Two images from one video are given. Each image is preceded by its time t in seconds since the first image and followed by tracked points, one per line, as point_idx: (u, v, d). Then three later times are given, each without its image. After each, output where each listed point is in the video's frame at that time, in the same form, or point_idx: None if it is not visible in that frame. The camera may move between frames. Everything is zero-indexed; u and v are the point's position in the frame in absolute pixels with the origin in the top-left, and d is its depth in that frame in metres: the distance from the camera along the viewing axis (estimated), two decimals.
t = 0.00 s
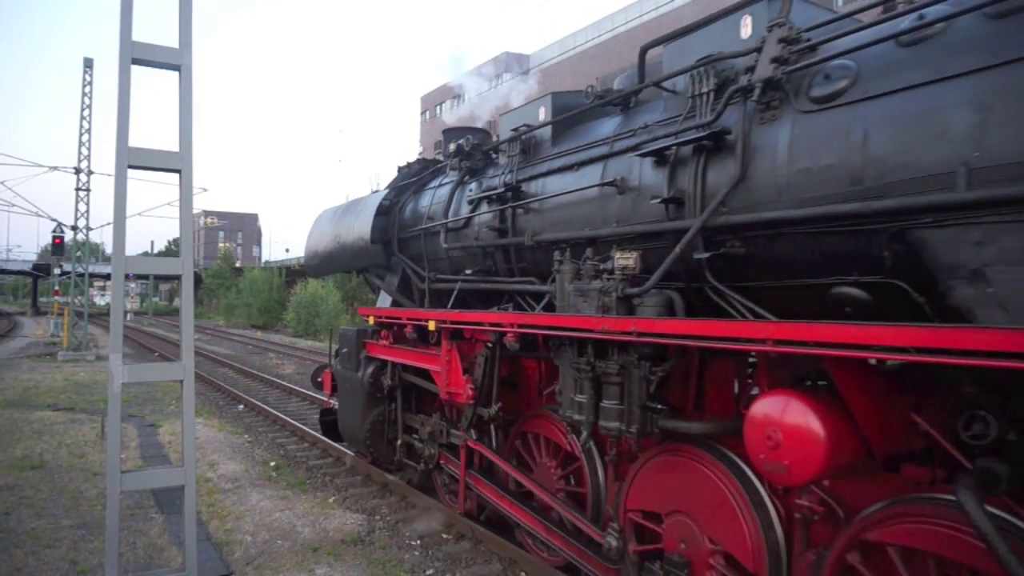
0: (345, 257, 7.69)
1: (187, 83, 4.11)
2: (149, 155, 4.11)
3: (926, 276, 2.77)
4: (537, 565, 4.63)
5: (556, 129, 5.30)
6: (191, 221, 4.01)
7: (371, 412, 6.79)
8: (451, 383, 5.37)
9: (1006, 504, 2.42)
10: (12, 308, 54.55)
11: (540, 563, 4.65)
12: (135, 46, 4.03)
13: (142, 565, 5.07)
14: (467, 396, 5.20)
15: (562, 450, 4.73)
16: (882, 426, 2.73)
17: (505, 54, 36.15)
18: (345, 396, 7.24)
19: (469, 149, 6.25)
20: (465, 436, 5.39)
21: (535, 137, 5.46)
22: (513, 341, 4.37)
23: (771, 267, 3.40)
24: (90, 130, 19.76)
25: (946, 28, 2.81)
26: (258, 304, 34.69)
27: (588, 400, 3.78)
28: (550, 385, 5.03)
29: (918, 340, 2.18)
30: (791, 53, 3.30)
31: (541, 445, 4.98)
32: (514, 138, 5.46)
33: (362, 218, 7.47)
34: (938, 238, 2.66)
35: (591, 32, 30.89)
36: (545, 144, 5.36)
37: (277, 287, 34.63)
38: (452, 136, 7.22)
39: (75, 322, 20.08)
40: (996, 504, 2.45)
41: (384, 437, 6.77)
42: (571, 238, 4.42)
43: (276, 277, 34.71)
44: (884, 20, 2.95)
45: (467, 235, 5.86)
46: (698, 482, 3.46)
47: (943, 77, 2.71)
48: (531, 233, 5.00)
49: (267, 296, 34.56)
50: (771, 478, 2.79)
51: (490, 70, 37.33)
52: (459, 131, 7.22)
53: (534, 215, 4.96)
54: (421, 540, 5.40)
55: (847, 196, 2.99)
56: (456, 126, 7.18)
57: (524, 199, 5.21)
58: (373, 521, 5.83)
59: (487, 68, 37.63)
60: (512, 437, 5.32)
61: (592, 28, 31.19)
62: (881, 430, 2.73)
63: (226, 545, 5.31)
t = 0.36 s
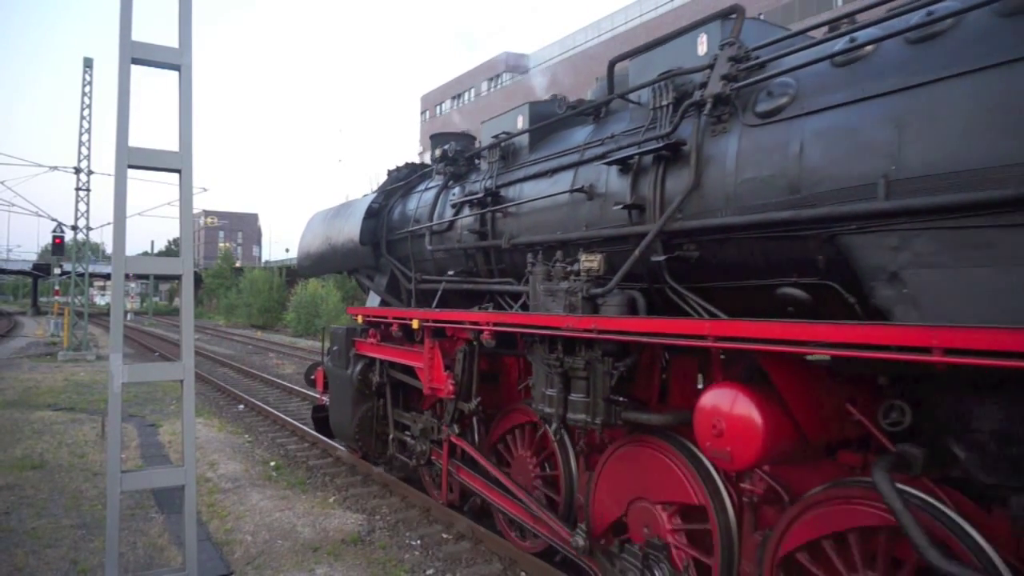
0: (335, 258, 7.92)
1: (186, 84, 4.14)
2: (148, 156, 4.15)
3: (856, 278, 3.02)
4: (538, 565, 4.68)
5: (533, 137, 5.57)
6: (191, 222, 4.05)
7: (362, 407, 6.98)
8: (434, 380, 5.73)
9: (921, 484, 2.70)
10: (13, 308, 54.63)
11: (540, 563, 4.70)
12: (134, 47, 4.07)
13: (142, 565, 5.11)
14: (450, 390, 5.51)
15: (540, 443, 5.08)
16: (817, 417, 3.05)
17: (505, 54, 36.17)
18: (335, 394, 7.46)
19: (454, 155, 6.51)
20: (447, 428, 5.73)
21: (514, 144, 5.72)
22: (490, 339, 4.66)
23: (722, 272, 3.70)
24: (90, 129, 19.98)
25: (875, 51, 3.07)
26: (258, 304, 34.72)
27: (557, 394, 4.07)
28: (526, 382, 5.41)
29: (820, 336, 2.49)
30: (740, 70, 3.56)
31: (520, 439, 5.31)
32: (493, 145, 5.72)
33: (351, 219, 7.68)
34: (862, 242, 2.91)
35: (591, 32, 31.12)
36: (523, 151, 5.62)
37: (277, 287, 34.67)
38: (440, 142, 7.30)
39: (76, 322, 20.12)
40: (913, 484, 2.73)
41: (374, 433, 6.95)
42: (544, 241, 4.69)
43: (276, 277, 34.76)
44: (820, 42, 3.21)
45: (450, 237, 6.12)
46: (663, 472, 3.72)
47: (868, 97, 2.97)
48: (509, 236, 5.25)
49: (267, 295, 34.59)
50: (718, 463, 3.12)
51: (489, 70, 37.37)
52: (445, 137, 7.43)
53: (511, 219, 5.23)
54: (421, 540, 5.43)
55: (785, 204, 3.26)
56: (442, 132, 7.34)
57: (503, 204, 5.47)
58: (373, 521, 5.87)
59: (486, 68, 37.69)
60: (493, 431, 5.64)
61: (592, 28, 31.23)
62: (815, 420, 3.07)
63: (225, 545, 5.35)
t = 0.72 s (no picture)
0: (327, 259, 8.27)
1: (186, 84, 4.14)
2: (148, 156, 4.14)
3: (795, 282, 3.34)
4: (538, 565, 4.67)
5: (511, 144, 5.88)
6: (191, 221, 4.04)
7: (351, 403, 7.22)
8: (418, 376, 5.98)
9: (854, 470, 2.96)
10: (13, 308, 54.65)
11: (540, 563, 4.69)
12: (135, 47, 4.06)
13: (142, 565, 5.10)
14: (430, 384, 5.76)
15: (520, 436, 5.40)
16: (763, 410, 3.31)
17: (505, 54, 36.20)
18: (326, 390, 7.73)
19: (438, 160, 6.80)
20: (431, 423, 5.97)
21: (494, 150, 6.04)
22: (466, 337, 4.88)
23: (680, 273, 4.02)
24: (91, 130, 19.83)
25: (813, 71, 3.38)
26: (258, 304, 34.71)
27: (529, 388, 4.33)
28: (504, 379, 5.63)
29: (749, 331, 2.77)
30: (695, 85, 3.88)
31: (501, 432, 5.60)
32: (474, 151, 6.02)
33: (341, 222, 8.02)
34: (799, 246, 3.20)
35: (591, 32, 31.16)
36: (502, 157, 5.94)
37: (277, 287, 34.66)
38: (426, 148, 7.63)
39: (75, 322, 20.10)
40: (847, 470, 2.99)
41: (362, 428, 7.19)
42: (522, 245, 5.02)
43: (276, 277, 34.76)
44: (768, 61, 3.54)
45: (435, 239, 6.44)
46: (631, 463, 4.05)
47: (805, 113, 3.28)
48: (489, 239, 5.59)
49: (267, 295, 34.58)
50: (669, 450, 3.40)
51: (490, 70, 37.38)
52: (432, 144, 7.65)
53: (490, 223, 5.56)
54: (421, 540, 5.42)
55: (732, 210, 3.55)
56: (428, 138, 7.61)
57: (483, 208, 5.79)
58: (373, 521, 5.86)
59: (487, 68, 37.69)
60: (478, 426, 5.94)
61: (592, 28, 31.26)
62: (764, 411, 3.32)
63: (226, 545, 5.34)
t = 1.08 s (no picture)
0: (319, 260, 8.60)
1: (186, 84, 4.12)
2: (148, 156, 4.12)
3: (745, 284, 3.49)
4: (538, 565, 4.65)
5: (492, 151, 6.14)
6: (191, 221, 4.02)
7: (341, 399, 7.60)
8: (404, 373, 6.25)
9: (795, 456, 3.19)
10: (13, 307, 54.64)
11: (540, 563, 4.67)
12: (135, 46, 4.04)
13: (142, 565, 5.09)
14: (416, 381, 6.06)
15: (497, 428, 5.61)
16: (715, 403, 3.56)
17: (505, 54, 36.21)
18: (318, 387, 8.07)
19: (425, 166, 7.07)
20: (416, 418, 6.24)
21: (475, 157, 6.29)
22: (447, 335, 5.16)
23: (642, 275, 4.23)
24: (91, 130, 20.16)
25: (759, 87, 3.61)
26: (258, 304, 34.70)
27: (504, 382, 4.61)
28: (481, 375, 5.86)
29: (693, 326, 3.03)
30: (654, 99, 4.11)
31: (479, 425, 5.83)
32: (456, 158, 6.27)
33: (332, 225, 8.36)
34: (743, 250, 3.41)
35: (591, 32, 31.17)
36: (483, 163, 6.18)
37: (277, 287, 34.64)
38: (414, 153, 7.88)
39: (75, 322, 20.09)
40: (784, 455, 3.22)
41: (352, 422, 7.59)
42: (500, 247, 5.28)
43: (276, 277, 34.75)
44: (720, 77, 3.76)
45: (421, 241, 6.70)
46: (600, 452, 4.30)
47: (748, 127, 3.50)
48: (469, 242, 5.84)
49: (267, 295, 34.56)
50: (628, 440, 3.65)
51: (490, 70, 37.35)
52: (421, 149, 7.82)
53: (471, 227, 5.81)
54: (421, 540, 5.41)
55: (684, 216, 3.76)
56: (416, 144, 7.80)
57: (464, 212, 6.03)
58: (373, 521, 5.84)
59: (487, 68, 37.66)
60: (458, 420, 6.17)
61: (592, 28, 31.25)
62: (714, 406, 3.57)
63: (226, 545, 5.32)
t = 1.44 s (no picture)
0: (311, 261, 8.69)
1: (186, 83, 4.11)
2: (147, 156, 4.11)
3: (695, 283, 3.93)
4: (538, 565, 4.65)
5: (473, 158, 6.42)
6: (191, 221, 4.01)
7: (330, 394, 7.87)
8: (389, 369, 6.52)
9: (743, 445, 3.50)
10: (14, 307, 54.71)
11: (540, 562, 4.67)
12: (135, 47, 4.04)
13: (142, 565, 5.08)
14: (400, 375, 6.36)
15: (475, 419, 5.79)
16: (669, 396, 3.87)
17: (505, 54, 36.25)
18: (309, 386, 8.33)
19: (410, 170, 7.34)
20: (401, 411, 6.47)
21: (457, 163, 6.59)
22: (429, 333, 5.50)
23: (607, 276, 4.62)
24: (91, 130, 20.11)
25: (710, 103, 4.04)
26: (258, 304, 34.70)
27: (481, 377, 5.02)
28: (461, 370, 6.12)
29: (646, 325, 3.35)
30: (618, 112, 4.49)
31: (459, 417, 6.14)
32: (440, 164, 6.57)
33: (323, 227, 8.47)
34: (694, 253, 3.81)
35: (591, 33, 31.19)
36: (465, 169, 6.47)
37: (276, 287, 34.63)
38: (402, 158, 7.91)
39: (75, 322, 20.09)
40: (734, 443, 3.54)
41: (342, 417, 7.83)
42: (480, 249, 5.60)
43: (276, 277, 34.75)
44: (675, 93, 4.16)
45: (405, 244, 6.94)
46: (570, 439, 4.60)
47: (700, 139, 3.92)
48: (451, 244, 6.13)
49: (267, 295, 34.56)
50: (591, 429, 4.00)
51: (490, 70, 37.34)
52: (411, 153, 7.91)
53: (453, 230, 6.11)
54: (421, 540, 5.40)
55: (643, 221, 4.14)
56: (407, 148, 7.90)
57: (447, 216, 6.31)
58: (373, 521, 5.84)
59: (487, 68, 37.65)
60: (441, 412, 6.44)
61: (592, 28, 31.25)
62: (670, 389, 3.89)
63: (226, 545, 5.31)
